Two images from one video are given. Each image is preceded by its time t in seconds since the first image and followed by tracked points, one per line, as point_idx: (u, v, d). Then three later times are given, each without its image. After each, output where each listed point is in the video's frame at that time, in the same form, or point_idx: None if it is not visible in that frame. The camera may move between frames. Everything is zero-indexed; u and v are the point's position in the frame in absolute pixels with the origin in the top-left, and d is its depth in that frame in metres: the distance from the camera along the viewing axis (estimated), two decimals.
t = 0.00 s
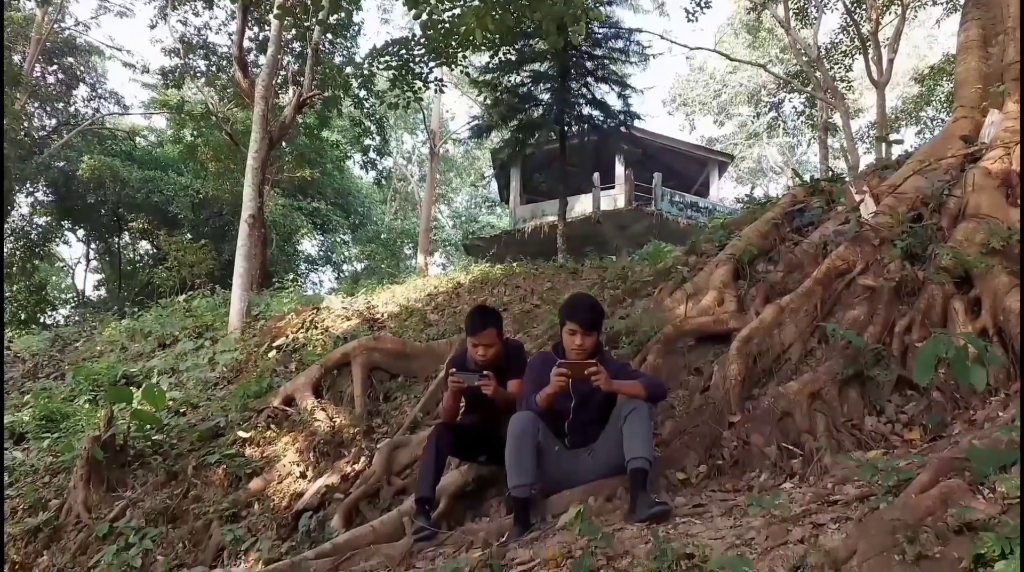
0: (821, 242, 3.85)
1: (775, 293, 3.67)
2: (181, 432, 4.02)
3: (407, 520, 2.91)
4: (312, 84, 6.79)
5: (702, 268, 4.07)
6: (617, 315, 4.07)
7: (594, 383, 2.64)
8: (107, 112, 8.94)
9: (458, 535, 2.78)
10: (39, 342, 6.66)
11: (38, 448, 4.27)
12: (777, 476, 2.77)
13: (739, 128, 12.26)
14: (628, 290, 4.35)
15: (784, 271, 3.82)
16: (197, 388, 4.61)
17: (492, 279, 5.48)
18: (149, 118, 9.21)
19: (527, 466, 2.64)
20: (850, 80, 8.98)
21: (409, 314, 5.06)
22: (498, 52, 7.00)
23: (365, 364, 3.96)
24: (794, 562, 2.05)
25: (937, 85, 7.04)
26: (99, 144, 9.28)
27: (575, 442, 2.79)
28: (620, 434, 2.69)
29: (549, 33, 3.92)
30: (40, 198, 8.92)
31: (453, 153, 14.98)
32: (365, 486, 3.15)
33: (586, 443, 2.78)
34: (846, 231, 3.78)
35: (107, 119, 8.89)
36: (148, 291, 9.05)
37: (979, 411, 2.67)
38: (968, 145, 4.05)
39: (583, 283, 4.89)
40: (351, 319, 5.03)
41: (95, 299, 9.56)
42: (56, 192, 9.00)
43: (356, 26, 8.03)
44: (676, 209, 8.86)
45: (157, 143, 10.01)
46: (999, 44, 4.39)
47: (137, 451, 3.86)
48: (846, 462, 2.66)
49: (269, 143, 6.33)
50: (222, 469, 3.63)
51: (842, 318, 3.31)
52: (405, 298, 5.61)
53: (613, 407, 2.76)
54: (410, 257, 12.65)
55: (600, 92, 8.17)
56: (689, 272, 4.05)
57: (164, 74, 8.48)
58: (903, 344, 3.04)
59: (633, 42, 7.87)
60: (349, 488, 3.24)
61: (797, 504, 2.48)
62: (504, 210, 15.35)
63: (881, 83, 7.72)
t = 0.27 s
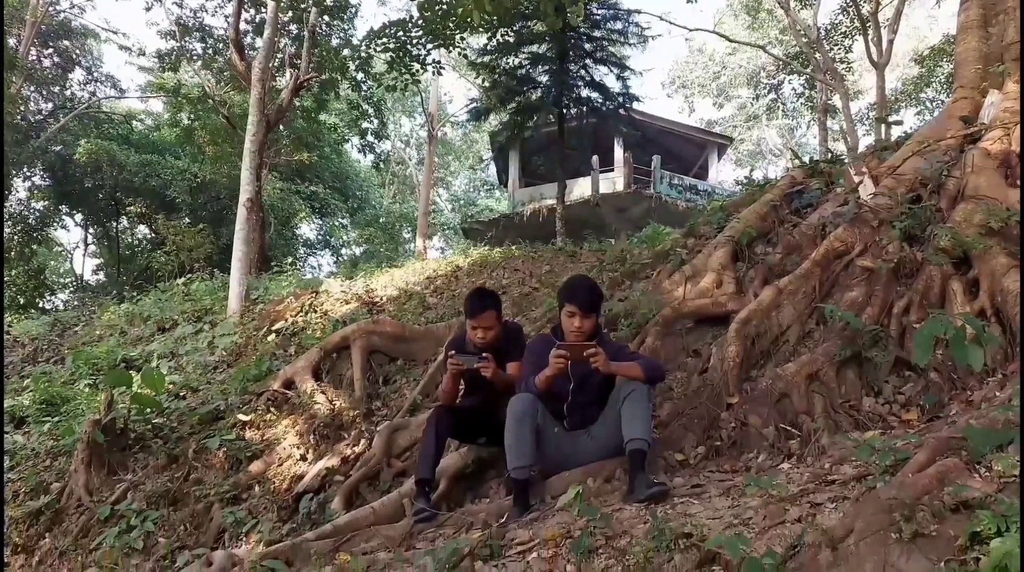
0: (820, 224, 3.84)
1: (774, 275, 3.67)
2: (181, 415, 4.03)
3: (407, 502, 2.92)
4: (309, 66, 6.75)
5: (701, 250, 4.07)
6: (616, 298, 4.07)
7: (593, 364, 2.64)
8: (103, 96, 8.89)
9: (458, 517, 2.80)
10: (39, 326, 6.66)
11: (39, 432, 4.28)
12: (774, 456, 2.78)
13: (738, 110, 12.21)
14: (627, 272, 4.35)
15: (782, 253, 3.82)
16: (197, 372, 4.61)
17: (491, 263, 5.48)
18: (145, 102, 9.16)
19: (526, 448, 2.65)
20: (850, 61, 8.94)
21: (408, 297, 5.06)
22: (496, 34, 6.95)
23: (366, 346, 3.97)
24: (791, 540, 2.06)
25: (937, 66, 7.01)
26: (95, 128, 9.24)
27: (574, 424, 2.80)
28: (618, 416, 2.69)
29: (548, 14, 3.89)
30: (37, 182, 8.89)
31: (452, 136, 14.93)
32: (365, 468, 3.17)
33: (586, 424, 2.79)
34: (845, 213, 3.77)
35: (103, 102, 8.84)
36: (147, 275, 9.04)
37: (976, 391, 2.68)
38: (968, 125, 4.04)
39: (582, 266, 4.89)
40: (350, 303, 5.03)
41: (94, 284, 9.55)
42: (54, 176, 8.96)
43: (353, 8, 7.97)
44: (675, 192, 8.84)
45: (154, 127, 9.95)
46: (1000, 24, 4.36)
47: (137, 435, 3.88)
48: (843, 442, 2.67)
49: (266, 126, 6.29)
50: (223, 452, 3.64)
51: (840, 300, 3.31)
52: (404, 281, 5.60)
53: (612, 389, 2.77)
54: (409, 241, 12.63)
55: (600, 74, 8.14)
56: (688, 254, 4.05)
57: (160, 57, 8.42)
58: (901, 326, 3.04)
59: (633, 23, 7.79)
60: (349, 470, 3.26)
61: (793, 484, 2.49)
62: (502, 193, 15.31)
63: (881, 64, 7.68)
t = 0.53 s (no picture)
0: (820, 202, 3.83)
1: (774, 253, 3.66)
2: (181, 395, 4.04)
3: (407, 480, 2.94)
4: (307, 45, 6.69)
5: (701, 229, 4.06)
6: (616, 277, 4.07)
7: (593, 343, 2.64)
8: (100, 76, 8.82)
9: (458, 494, 2.81)
10: (38, 307, 6.65)
11: (40, 412, 4.29)
12: (773, 433, 2.79)
13: (739, 89, 12.14)
14: (627, 251, 4.34)
15: (782, 232, 3.81)
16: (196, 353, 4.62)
17: (491, 242, 5.47)
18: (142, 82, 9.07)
19: (526, 426, 2.66)
20: (851, 39, 8.87)
21: (407, 277, 5.06)
22: (495, 11, 6.88)
23: (366, 325, 3.98)
24: (789, 515, 2.07)
25: (938, 44, 6.95)
26: (92, 108, 9.18)
27: (574, 402, 2.81)
28: (617, 394, 2.70)
29: None
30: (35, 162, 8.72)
31: (450, 116, 14.86)
32: (365, 447, 3.18)
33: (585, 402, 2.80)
34: (845, 191, 3.76)
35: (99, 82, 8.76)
36: (146, 256, 9.02)
37: (975, 368, 2.68)
38: (969, 102, 4.01)
39: (582, 246, 4.89)
40: (349, 283, 5.02)
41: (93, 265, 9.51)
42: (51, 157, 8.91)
43: None
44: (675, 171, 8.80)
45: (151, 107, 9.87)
46: (1002, 0, 4.32)
47: (138, 414, 3.88)
48: (842, 419, 2.68)
49: (263, 106, 6.25)
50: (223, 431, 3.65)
51: (840, 277, 3.31)
52: (403, 261, 5.59)
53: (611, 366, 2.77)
54: (408, 222, 12.59)
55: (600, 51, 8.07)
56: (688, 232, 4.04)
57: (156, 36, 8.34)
58: (901, 303, 3.04)
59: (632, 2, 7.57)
60: (349, 449, 3.27)
61: (791, 460, 2.51)
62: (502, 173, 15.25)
63: (882, 41, 7.61)
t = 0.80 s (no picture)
0: (819, 186, 3.83)
1: (774, 236, 3.66)
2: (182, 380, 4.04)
3: (407, 463, 2.95)
4: (305, 29, 6.65)
5: (700, 212, 4.06)
6: (615, 260, 4.07)
7: (592, 327, 2.65)
8: (97, 61, 8.77)
9: (458, 477, 2.82)
10: (38, 293, 6.65)
11: (40, 397, 4.30)
12: (772, 416, 2.80)
13: (739, 73, 12.08)
14: (627, 235, 4.34)
15: (782, 215, 3.81)
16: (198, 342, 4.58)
17: (490, 227, 5.46)
18: (139, 66, 9.01)
19: (526, 409, 2.66)
20: (851, 22, 8.82)
21: (407, 262, 5.06)
22: None
23: (366, 309, 3.98)
24: (788, 496, 2.08)
25: (939, 27, 6.92)
26: (90, 93, 9.15)
27: (574, 386, 2.81)
28: (617, 377, 2.71)
29: None
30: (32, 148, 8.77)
31: (449, 100, 14.82)
32: (365, 430, 3.19)
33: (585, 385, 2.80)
34: (845, 174, 3.75)
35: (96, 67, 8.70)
36: (145, 241, 9.01)
37: (974, 350, 2.68)
38: (970, 84, 3.99)
39: (581, 230, 4.88)
40: (348, 268, 5.01)
41: (92, 250, 9.50)
42: (48, 143, 8.87)
43: None
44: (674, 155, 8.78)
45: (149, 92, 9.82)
46: None
47: (138, 399, 3.89)
48: (841, 401, 2.68)
49: (261, 90, 6.22)
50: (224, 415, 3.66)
51: (839, 260, 3.31)
52: (402, 246, 5.59)
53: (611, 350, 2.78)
54: (406, 207, 12.56)
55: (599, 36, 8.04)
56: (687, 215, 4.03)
57: (153, 21, 8.28)
58: (900, 285, 3.04)
59: None
60: (349, 433, 3.28)
61: (790, 442, 2.52)
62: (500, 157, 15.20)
63: (883, 24, 7.57)
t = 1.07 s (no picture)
0: (819, 172, 3.82)
1: (773, 222, 3.66)
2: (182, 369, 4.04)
3: (408, 450, 2.96)
4: (303, 16, 6.61)
5: (700, 199, 4.05)
6: (614, 248, 4.07)
7: (592, 314, 2.65)
8: (94, 49, 8.71)
9: (459, 463, 2.83)
10: (36, 281, 6.63)
11: (40, 386, 4.30)
12: (771, 402, 2.81)
13: (738, 59, 12.04)
14: (627, 222, 4.34)
15: (782, 201, 3.80)
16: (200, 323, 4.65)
17: (490, 215, 5.46)
18: (137, 55, 8.95)
19: (526, 396, 2.67)
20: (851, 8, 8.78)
21: (406, 250, 5.05)
22: None
23: (365, 297, 3.97)
24: (788, 481, 2.09)
25: (940, 12, 6.88)
26: (87, 81, 8.99)
27: (573, 372, 2.82)
28: (616, 364, 2.71)
29: None
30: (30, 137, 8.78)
31: (447, 88, 14.78)
32: (365, 418, 3.20)
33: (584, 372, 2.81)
34: (845, 160, 3.74)
35: (94, 55, 8.65)
36: (144, 230, 8.99)
37: (973, 335, 2.68)
38: (970, 69, 3.98)
39: (580, 217, 4.88)
40: (347, 256, 5.00)
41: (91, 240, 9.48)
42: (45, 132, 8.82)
43: None
44: (674, 142, 8.75)
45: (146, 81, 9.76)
46: None
47: (138, 387, 3.89)
48: (840, 386, 2.69)
49: (259, 78, 6.20)
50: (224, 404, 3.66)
51: (839, 247, 3.31)
52: (401, 234, 5.58)
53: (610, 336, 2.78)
54: (405, 195, 12.53)
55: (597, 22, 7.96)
56: (686, 202, 4.02)
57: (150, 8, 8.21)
58: (899, 271, 3.04)
59: None
60: (350, 421, 3.29)
61: (789, 428, 2.53)
62: (499, 145, 15.15)
63: (884, 10, 7.54)
